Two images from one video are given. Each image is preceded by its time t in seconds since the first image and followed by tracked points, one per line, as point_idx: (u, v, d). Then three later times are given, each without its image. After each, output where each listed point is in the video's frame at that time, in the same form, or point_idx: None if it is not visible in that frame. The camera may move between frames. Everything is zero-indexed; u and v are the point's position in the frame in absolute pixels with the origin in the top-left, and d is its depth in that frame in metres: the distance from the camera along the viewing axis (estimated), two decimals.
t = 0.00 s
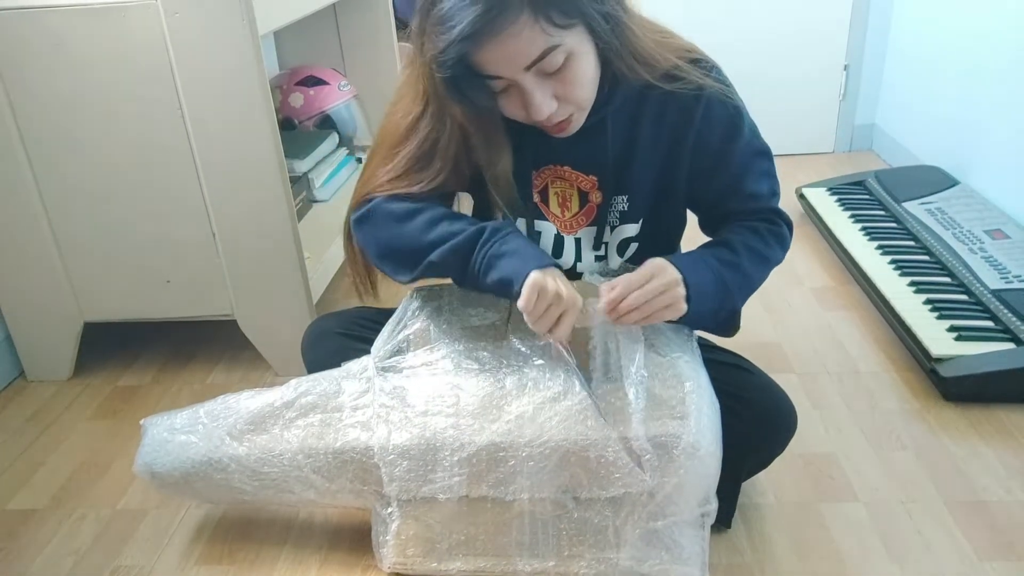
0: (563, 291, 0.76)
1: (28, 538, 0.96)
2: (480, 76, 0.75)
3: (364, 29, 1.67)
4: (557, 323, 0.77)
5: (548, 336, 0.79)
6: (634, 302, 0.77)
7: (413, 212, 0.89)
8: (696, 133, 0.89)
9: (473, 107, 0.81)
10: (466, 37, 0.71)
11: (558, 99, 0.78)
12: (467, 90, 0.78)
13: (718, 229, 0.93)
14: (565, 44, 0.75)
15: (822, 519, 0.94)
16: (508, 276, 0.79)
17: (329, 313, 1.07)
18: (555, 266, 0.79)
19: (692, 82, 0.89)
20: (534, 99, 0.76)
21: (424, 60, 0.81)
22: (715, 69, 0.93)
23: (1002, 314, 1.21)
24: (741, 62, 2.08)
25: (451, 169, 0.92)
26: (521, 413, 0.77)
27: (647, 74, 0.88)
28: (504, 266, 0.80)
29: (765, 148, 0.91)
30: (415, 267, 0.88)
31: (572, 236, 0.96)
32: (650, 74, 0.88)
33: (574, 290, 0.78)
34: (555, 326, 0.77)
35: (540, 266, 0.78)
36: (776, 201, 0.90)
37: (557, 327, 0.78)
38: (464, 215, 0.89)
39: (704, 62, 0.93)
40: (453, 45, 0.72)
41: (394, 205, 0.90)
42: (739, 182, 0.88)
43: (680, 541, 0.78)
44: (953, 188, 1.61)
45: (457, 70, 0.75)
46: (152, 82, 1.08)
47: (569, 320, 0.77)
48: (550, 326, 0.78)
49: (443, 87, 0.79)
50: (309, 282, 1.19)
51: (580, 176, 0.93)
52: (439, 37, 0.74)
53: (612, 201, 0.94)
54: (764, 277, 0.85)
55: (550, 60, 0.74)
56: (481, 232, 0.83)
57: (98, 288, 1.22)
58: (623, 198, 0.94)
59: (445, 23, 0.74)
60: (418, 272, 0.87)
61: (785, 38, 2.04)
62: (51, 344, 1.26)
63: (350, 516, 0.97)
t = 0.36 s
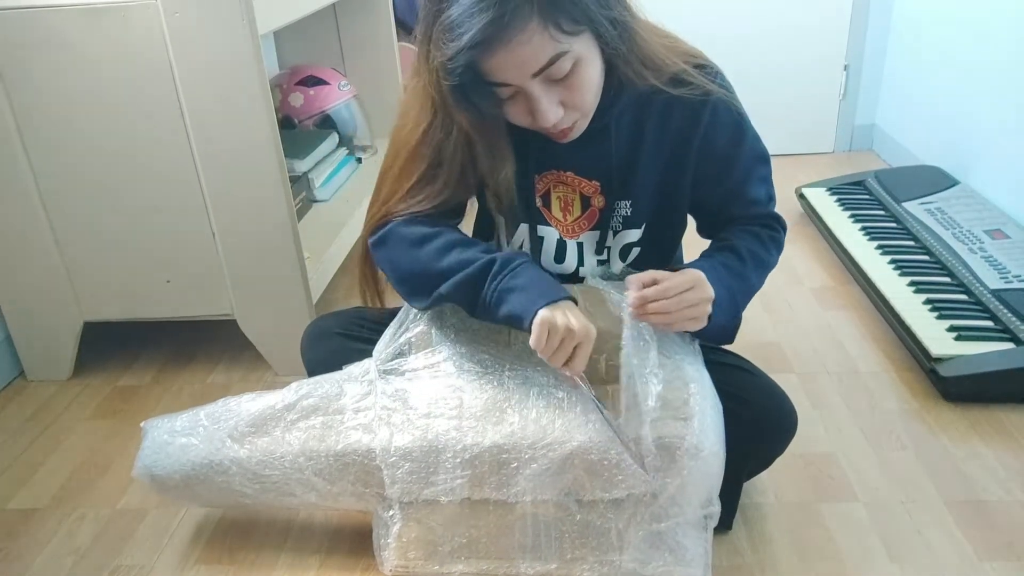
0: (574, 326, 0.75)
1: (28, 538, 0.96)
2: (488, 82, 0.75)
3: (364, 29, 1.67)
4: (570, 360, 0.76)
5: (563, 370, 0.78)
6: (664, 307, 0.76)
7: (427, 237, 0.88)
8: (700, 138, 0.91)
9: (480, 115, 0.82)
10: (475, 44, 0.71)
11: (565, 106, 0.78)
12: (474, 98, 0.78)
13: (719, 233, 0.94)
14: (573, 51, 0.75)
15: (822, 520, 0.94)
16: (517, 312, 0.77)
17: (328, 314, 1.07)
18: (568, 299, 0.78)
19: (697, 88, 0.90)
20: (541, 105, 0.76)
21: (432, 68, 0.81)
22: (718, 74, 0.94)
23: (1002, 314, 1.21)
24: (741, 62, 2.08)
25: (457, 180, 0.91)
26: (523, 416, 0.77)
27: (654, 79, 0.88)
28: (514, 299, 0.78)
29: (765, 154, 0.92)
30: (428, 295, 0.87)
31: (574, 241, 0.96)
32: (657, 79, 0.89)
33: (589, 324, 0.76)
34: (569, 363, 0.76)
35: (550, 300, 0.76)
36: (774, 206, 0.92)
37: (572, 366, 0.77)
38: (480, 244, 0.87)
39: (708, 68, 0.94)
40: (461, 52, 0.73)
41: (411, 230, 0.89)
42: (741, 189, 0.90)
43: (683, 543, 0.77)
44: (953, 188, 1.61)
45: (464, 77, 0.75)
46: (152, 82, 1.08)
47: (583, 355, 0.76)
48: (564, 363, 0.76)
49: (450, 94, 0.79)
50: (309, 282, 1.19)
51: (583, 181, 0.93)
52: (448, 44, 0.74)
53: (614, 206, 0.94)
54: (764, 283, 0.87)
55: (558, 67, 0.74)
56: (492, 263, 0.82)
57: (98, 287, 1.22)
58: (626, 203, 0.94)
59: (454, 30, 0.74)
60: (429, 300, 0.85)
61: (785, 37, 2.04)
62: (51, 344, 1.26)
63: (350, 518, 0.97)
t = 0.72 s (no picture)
0: (575, 325, 0.73)
1: (28, 538, 0.96)
2: (485, 83, 0.75)
3: (364, 28, 1.67)
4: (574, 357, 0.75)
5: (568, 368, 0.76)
6: (674, 307, 0.76)
7: (431, 241, 0.88)
8: (702, 138, 0.90)
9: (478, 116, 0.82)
10: (472, 44, 0.71)
11: (562, 107, 0.77)
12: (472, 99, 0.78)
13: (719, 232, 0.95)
14: (570, 51, 0.75)
15: (822, 519, 0.94)
16: (518, 311, 0.76)
17: (327, 314, 1.07)
18: (571, 296, 0.77)
19: (697, 89, 0.90)
20: (539, 106, 0.75)
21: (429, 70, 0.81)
22: (717, 78, 0.94)
23: (1002, 314, 1.21)
24: (741, 62, 2.08)
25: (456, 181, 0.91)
26: (524, 415, 0.77)
27: (653, 79, 0.88)
28: (518, 298, 0.77)
29: (765, 155, 0.94)
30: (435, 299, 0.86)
31: (574, 242, 0.96)
32: (656, 80, 0.88)
33: (592, 325, 0.74)
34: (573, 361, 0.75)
35: (552, 298, 0.75)
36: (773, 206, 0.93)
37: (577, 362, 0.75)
38: (485, 243, 0.86)
39: (708, 69, 0.94)
40: (459, 53, 0.73)
41: (414, 234, 0.89)
42: (743, 189, 0.91)
43: (685, 540, 0.76)
44: (953, 188, 1.61)
45: (462, 77, 0.75)
46: (152, 82, 1.07)
47: (587, 352, 0.74)
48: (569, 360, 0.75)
49: (448, 96, 0.79)
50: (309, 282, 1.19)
51: (584, 184, 0.93)
52: (445, 45, 0.74)
53: (614, 208, 0.94)
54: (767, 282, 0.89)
55: (555, 67, 0.74)
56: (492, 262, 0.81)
57: (98, 287, 1.22)
58: (626, 205, 0.94)
59: (451, 31, 0.74)
60: (436, 303, 0.85)
61: (785, 37, 2.03)
62: (51, 344, 1.26)
63: (349, 518, 0.97)
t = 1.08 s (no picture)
0: (490, 313, 0.78)
1: (28, 538, 0.97)
2: (486, 88, 0.75)
3: (364, 28, 1.67)
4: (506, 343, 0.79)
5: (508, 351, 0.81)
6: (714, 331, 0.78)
7: (381, 242, 0.92)
8: (709, 136, 0.91)
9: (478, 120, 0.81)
10: (473, 50, 0.71)
11: (565, 109, 0.77)
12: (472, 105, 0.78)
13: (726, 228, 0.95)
14: (572, 53, 0.75)
15: (822, 519, 0.94)
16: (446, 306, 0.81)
17: (326, 314, 1.07)
18: (492, 281, 0.81)
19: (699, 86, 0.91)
20: (541, 109, 0.75)
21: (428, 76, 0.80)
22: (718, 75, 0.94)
23: (1002, 314, 1.21)
24: (741, 62, 2.08)
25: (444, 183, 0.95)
26: (527, 417, 0.77)
27: (658, 77, 0.88)
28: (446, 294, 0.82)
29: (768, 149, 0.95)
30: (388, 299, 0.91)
31: (577, 245, 0.96)
32: (661, 77, 0.88)
33: (512, 308, 0.78)
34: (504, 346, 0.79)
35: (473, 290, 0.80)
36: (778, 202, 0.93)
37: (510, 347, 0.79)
38: (425, 235, 0.91)
39: (708, 67, 0.94)
40: (459, 59, 0.72)
41: (364, 238, 0.94)
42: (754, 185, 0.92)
43: (686, 548, 0.77)
44: (953, 188, 1.61)
45: (463, 84, 0.75)
46: (152, 82, 1.07)
47: (515, 336, 0.78)
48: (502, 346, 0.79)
49: (447, 102, 0.78)
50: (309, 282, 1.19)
51: (586, 186, 0.94)
52: (445, 51, 0.74)
53: (618, 209, 0.94)
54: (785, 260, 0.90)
55: (557, 70, 0.74)
56: (430, 258, 0.86)
57: (98, 287, 1.22)
58: (629, 206, 0.94)
59: (451, 37, 0.73)
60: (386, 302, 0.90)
61: (785, 36, 2.03)
62: (51, 344, 1.26)
63: (349, 518, 0.97)
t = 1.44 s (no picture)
0: (443, 345, 0.76)
1: (28, 538, 0.97)
2: (474, 78, 0.75)
3: (364, 29, 1.67)
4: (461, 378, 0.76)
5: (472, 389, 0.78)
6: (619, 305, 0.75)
7: (366, 249, 0.92)
8: (697, 130, 0.90)
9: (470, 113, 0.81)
10: (459, 39, 0.71)
11: (554, 100, 0.77)
12: (461, 95, 0.78)
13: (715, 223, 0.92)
14: (559, 43, 0.75)
15: (822, 519, 0.94)
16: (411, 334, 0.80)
17: (330, 314, 1.07)
18: (454, 312, 0.78)
19: (679, 82, 0.89)
20: (530, 100, 0.75)
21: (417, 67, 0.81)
22: (705, 66, 0.93)
23: (1002, 314, 1.21)
24: (741, 62, 2.08)
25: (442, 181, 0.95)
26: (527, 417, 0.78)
27: (638, 75, 0.87)
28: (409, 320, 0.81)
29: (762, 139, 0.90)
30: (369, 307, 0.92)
31: (574, 239, 0.97)
32: (642, 75, 0.88)
33: (466, 337, 0.76)
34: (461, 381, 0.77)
35: (429, 321, 0.78)
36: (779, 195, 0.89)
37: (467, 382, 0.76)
38: (405, 249, 0.90)
39: (693, 60, 0.93)
40: (446, 49, 0.73)
41: (356, 239, 0.94)
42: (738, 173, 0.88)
43: (685, 548, 0.77)
44: (954, 188, 1.61)
45: (451, 73, 0.75)
46: (152, 82, 1.07)
47: (471, 370, 0.76)
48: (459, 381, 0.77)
49: (437, 92, 0.79)
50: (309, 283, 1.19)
51: (580, 179, 0.94)
52: (433, 41, 0.75)
53: (611, 202, 0.95)
54: (768, 259, 0.84)
55: (545, 60, 0.74)
56: (402, 281, 0.85)
57: (98, 288, 1.22)
58: (622, 197, 0.95)
59: (439, 26, 0.74)
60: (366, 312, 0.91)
61: (785, 37, 2.03)
62: (51, 344, 1.26)
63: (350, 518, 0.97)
